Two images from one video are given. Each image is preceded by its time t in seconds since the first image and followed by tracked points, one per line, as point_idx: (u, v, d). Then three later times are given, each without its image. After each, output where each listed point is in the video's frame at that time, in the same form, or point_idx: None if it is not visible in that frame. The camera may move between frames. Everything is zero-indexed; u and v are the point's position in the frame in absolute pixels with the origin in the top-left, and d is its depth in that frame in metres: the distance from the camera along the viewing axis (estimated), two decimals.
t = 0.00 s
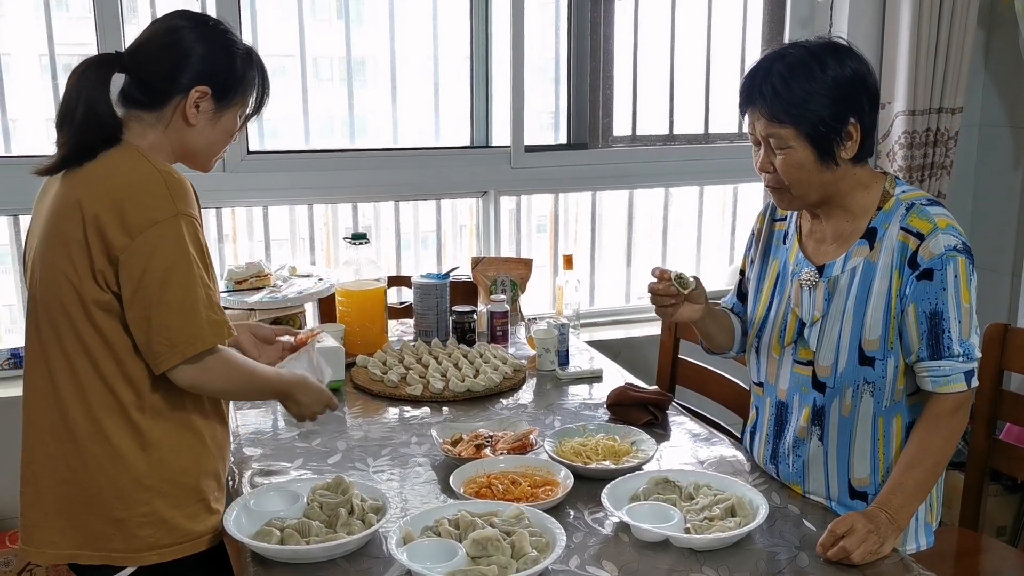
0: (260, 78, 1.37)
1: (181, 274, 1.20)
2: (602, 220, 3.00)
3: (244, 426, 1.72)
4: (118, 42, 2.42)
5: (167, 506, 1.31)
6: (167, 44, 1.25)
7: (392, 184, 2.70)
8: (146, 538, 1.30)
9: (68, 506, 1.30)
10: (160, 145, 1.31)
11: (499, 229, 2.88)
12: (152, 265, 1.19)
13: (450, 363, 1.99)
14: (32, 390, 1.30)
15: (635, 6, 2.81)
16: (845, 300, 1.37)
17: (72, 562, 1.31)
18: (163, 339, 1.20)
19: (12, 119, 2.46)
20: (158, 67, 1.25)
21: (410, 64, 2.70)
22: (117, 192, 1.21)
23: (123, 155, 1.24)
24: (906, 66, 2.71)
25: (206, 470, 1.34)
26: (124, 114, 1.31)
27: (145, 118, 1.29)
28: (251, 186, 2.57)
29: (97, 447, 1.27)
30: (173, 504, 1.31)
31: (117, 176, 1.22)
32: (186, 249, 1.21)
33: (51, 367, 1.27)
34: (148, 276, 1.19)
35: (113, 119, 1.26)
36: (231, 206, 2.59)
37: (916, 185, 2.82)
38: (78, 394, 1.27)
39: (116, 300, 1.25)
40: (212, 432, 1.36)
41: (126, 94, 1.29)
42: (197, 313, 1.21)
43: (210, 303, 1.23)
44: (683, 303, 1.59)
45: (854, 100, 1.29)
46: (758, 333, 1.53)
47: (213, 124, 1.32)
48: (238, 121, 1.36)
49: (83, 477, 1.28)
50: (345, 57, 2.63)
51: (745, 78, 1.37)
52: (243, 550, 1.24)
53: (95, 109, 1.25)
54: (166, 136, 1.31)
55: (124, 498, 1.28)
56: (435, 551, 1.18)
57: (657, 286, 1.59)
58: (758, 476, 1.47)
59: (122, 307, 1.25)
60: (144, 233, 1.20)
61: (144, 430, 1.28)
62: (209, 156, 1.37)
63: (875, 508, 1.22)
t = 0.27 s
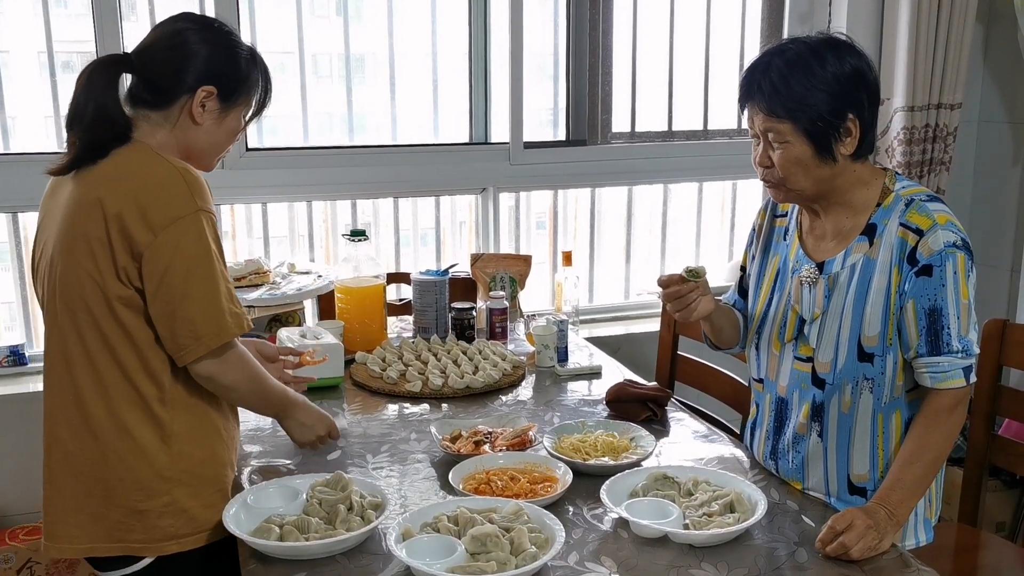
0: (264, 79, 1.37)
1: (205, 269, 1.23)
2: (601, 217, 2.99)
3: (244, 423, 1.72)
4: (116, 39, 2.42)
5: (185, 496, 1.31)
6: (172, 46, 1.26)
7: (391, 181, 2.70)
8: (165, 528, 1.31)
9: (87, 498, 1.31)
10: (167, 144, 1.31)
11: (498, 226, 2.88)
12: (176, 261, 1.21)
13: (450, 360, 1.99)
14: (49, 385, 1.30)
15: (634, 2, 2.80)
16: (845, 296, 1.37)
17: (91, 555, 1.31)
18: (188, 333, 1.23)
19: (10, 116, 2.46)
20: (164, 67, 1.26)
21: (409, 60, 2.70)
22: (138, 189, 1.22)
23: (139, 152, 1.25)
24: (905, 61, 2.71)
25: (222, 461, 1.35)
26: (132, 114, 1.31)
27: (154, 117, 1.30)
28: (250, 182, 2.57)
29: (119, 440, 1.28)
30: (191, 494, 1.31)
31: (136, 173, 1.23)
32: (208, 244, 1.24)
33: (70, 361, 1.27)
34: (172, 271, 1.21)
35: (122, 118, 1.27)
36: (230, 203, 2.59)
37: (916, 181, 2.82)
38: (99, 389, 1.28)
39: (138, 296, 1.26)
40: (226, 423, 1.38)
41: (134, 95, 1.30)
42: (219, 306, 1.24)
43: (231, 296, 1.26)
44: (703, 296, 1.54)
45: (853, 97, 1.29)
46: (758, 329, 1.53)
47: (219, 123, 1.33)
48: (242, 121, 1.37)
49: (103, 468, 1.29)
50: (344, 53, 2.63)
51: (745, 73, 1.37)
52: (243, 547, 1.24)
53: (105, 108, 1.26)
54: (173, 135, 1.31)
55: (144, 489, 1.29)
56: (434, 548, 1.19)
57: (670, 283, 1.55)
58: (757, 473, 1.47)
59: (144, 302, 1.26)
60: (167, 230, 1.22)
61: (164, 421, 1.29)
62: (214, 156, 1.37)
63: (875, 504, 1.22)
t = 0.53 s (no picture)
0: (269, 79, 1.37)
1: (209, 265, 1.22)
2: (601, 214, 2.99)
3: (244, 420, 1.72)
4: (115, 36, 2.42)
5: (192, 491, 1.31)
6: (178, 44, 1.25)
7: (390, 178, 2.69)
8: (172, 524, 1.31)
9: (93, 494, 1.30)
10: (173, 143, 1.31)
11: (498, 223, 2.88)
12: (181, 257, 1.21)
13: (449, 357, 1.99)
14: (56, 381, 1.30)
15: None
16: (842, 293, 1.37)
17: (97, 551, 1.31)
18: (192, 329, 1.23)
19: (9, 113, 2.45)
20: (169, 65, 1.26)
21: (408, 57, 2.69)
22: (144, 185, 1.22)
23: (146, 149, 1.25)
24: (905, 58, 2.71)
25: (228, 456, 1.35)
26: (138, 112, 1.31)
27: (160, 114, 1.30)
28: (249, 180, 2.56)
29: (126, 436, 1.28)
30: (197, 490, 1.32)
31: (143, 169, 1.23)
32: (213, 239, 1.23)
33: (79, 357, 1.27)
34: (177, 267, 1.21)
35: (129, 115, 1.27)
36: (229, 200, 2.59)
37: (915, 178, 2.82)
38: (106, 385, 1.27)
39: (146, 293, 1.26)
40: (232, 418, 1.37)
41: (139, 93, 1.29)
42: (224, 302, 1.23)
43: (237, 291, 1.25)
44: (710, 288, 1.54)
45: (851, 93, 1.28)
46: (757, 327, 1.53)
47: (224, 121, 1.32)
48: (248, 119, 1.37)
49: (109, 465, 1.29)
50: (343, 50, 2.63)
51: (743, 69, 1.37)
52: (242, 543, 1.24)
53: (112, 105, 1.26)
54: (178, 133, 1.31)
55: (151, 485, 1.29)
56: (434, 545, 1.19)
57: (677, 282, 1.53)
58: (757, 470, 1.47)
59: (151, 299, 1.26)
60: (171, 226, 1.21)
61: (171, 417, 1.29)
62: (220, 155, 1.37)
63: (874, 500, 1.22)
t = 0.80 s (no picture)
0: (269, 78, 1.37)
1: (206, 261, 1.22)
2: (601, 212, 2.99)
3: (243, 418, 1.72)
4: (115, 35, 2.41)
5: (189, 489, 1.31)
6: (178, 42, 1.25)
7: (389, 177, 2.69)
8: (169, 521, 1.31)
9: (92, 491, 1.31)
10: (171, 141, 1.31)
11: (498, 221, 2.88)
12: (177, 253, 1.20)
13: (449, 356, 1.99)
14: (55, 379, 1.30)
15: None
16: (841, 292, 1.37)
17: (96, 547, 1.32)
18: (190, 326, 1.22)
19: (8, 112, 2.45)
20: (168, 63, 1.25)
21: (408, 55, 2.69)
22: (140, 182, 1.22)
23: (142, 147, 1.25)
24: (905, 56, 2.71)
25: (225, 454, 1.34)
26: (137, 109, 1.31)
27: (158, 112, 1.29)
28: (248, 178, 2.56)
29: (123, 433, 1.28)
30: (195, 488, 1.31)
31: (139, 167, 1.23)
32: (209, 235, 1.22)
33: (76, 356, 1.28)
34: (173, 264, 1.20)
35: (127, 111, 1.28)
36: (229, 198, 2.59)
37: (915, 176, 2.81)
38: (103, 382, 1.28)
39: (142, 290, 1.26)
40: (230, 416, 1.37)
41: (139, 91, 1.29)
42: (222, 298, 1.23)
43: (234, 287, 1.24)
44: (709, 274, 1.54)
45: (849, 92, 1.28)
46: (756, 326, 1.53)
47: (223, 120, 1.32)
48: (247, 118, 1.36)
49: (107, 462, 1.29)
50: (342, 49, 2.63)
51: (740, 67, 1.37)
52: (242, 542, 1.24)
53: (111, 101, 1.27)
54: (177, 131, 1.31)
55: (148, 482, 1.29)
56: (434, 543, 1.19)
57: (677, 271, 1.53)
58: (757, 469, 1.47)
59: (147, 297, 1.26)
60: (167, 223, 1.21)
61: (168, 415, 1.29)
62: (219, 153, 1.36)
63: (874, 498, 1.22)
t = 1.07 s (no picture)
0: (271, 80, 1.37)
1: (203, 259, 1.21)
2: (601, 210, 2.99)
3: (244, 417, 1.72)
4: (114, 33, 2.41)
5: (186, 488, 1.31)
6: (181, 41, 1.25)
7: (390, 175, 2.69)
8: (166, 520, 1.31)
9: (89, 489, 1.31)
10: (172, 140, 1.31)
11: (498, 220, 2.87)
12: (175, 251, 1.20)
13: (449, 354, 1.99)
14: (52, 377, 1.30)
15: None
16: (843, 291, 1.37)
17: (91, 546, 1.31)
18: (187, 324, 1.22)
19: (8, 110, 2.45)
20: (171, 62, 1.25)
21: (408, 54, 2.69)
22: (138, 180, 1.21)
23: (141, 145, 1.25)
24: (905, 54, 2.71)
25: (222, 453, 1.34)
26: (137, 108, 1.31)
27: (159, 111, 1.29)
28: (248, 177, 2.55)
29: (120, 431, 1.28)
30: (192, 487, 1.31)
31: (136, 164, 1.22)
32: (207, 234, 1.22)
33: (73, 355, 1.27)
34: (171, 261, 1.20)
35: (128, 110, 1.27)
36: (229, 197, 2.59)
37: (916, 174, 2.81)
38: (100, 380, 1.28)
39: (140, 288, 1.25)
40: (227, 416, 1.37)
41: (140, 90, 1.29)
42: (219, 296, 1.23)
43: (232, 285, 1.24)
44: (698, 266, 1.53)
45: (850, 90, 1.28)
46: (756, 324, 1.53)
47: (224, 120, 1.32)
48: (248, 120, 1.36)
49: (105, 459, 1.29)
50: (342, 47, 2.62)
51: (741, 65, 1.37)
52: (242, 540, 1.24)
53: (111, 99, 1.27)
54: (177, 130, 1.30)
55: (145, 480, 1.29)
56: (434, 542, 1.18)
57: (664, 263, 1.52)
58: (757, 467, 1.47)
59: (145, 295, 1.26)
60: (165, 221, 1.21)
61: (165, 413, 1.29)
62: (219, 154, 1.36)
63: (875, 497, 1.22)
